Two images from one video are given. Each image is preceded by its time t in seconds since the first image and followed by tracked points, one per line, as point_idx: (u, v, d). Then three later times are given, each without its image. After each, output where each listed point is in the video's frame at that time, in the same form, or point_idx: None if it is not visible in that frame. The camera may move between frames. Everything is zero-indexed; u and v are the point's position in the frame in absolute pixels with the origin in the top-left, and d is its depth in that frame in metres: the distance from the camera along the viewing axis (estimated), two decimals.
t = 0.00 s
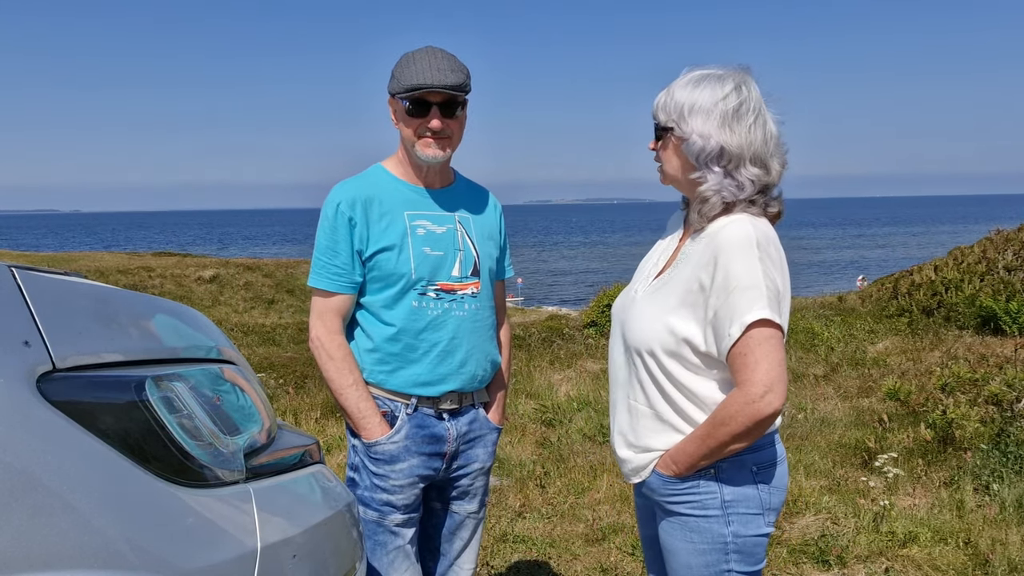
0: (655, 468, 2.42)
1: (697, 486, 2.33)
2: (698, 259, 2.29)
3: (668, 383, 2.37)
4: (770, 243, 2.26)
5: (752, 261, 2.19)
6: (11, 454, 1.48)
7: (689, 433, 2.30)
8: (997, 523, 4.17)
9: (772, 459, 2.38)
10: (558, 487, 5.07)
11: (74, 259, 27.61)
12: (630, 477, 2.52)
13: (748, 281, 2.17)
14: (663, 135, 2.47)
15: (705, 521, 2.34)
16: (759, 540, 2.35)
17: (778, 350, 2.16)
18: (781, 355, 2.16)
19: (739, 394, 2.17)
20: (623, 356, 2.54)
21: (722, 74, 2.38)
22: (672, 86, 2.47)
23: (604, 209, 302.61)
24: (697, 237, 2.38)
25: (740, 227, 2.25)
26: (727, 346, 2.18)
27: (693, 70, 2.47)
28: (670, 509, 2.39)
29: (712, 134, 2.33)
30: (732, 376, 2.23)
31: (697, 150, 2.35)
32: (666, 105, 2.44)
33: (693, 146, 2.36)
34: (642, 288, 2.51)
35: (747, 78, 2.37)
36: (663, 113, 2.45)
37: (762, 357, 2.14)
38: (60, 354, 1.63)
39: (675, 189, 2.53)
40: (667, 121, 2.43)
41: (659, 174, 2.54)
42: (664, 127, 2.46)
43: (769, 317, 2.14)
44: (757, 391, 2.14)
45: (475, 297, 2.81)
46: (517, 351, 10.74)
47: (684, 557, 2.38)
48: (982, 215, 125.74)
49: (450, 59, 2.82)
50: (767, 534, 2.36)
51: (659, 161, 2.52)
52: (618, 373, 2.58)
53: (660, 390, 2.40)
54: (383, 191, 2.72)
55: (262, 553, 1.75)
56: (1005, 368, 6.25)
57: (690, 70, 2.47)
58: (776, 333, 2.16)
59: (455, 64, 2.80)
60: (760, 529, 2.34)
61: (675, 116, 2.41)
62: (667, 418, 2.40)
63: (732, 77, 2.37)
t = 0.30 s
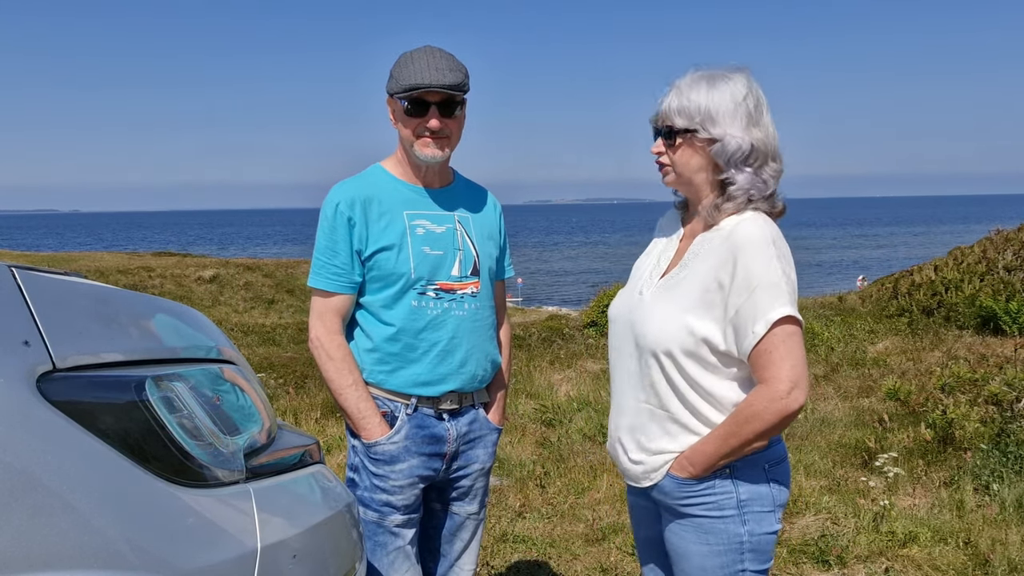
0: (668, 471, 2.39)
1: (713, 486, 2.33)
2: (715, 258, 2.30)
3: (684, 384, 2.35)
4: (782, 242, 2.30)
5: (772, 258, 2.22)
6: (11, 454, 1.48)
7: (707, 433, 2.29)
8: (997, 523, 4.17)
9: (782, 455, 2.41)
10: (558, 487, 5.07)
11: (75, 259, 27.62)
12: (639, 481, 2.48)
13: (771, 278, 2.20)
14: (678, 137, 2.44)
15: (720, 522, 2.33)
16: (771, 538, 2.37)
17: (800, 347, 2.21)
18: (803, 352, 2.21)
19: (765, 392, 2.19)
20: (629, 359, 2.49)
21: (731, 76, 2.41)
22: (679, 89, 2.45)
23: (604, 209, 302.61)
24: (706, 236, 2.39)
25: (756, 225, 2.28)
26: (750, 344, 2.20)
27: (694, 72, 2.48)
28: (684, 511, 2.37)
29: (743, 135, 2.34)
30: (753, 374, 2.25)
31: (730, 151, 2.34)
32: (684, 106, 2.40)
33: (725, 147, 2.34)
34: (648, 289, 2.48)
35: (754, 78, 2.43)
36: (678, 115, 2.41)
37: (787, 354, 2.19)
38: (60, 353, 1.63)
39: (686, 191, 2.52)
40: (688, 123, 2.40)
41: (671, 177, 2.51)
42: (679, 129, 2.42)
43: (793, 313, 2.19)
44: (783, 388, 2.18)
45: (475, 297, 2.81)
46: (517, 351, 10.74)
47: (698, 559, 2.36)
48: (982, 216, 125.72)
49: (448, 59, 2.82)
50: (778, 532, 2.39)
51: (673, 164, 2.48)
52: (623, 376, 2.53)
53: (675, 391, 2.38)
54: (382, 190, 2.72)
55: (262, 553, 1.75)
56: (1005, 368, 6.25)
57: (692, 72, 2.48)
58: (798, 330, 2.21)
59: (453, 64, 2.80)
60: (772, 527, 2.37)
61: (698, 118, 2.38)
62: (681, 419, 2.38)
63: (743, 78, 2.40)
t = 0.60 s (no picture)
0: (684, 471, 2.37)
1: (728, 485, 2.33)
2: (729, 256, 2.30)
3: (700, 384, 2.34)
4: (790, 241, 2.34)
5: (786, 254, 2.24)
6: (11, 454, 1.48)
7: (726, 431, 2.29)
8: (997, 523, 4.17)
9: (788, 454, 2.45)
10: (558, 487, 5.07)
11: (75, 259, 27.63)
12: (651, 485, 2.44)
13: (788, 274, 2.22)
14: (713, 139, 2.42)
15: (734, 521, 2.33)
16: (780, 536, 2.39)
17: (816, 340, 2.24)
18: (818, 346, 2.23)
19: (784, 385, 2.20)
20: (638, 361, 2.46)
21: (735, 78, 2.46)
22: (695, 90, 2.44)
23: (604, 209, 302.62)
24: (716, 235, 2.40)
25: (768, 223, 2.31)
26: (769, 340, 2.21)
27: (696, 75, 2.49)
28: (698, 511, 2.36)
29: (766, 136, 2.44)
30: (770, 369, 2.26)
31: (762, 152, 2.42)
32: (718, 107, 2.39)
33: (760, 148, 2.40)
34: (656, 290, 2.46)
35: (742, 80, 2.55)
36: (710, 117, 2.40)
37: (805, 348, 2.20)
38: (60, 353, 1.63)
39: (706, 193, 2.50)
40: (724, 124, 2.40)
41: (699, 179, 2.46)
42: (711, 131, 2.41)
43: (810, 308, 2.22)
44: (802, 381, 2.19)
45: (475, 298, 2.81)
46: (517, 351, 10.74)
47: (710, 560, 2.35)
48: (982, 216, 125.73)
49: (449, 59, 2.82)
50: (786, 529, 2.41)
51: (704, 166, 2.44)
52: (631, 378, 2.50)
53: (690, 391, 2.36)
54: (383, 190, 2.73)
55: (262, 553, 1.75)
56: (1005, 368, 6.25)
57: (693, 74, 2.50)
58: (813, 324, 2.24)
59: (455, 64, 2.80)
60: (781, 525, 2.39)
61: (734, 119, 2.39)
62: (697, 419, 2.37)
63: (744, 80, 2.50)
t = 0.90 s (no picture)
0: (692, 471, 2.36)
1: (734, 483, 2.34)
2: (737, 254, 2.33)
3: (710, 382, 2.33)
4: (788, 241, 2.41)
5: (791, 253, 2.30)
6: (11, 454, 1.49)
7: (735, 428, 2.30)
8: (997, 523, 4.17)
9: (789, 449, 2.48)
10: (558, 487, 5.07)
11: (75, 259, 27.63)
12: (658, 486, 2.42)
13: (794, 272, 2.28)
14: (721, 140, 2.44)
15: (740, 520, 2.34)
16: (782, 534, 2.41)
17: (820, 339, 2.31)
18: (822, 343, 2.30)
19: (795, 381, 2.25)
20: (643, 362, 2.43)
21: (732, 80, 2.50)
22: (705, 89, 2.45)
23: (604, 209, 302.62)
24: (717, 234, 2.42)
25: (770, 222, 2.36)
26: (779, 337, 2.26)
27: (695, 76, 2.52)
28: (704, 512, 2.35)
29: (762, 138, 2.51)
30: (776, 366, 2.30)
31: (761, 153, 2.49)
32: (727, 108, 2.42)
33: (761, 151, 2.46)
34: (660, 290, 2.44)
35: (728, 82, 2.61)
36: (721, 117, 2.42)
37: (813, 345, 2.27)
38: (60, 354, 1.64)
39: (711, 193, 2.51)
40: (733, 125, 2.43)
41: (707, 179, 2.47)
42: (721, 131, 2.43)
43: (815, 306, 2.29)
44: (811, 377, 2.25)
45: (475, 298, 2.81)
46: (517, 351, 10.74)
47: (715, 559, 2.35)
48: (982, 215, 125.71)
49: (450, 59, 2.82)
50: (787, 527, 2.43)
51: (713, 166, 2.46)
52: (635, 379, 2.46)
53: (699, 390, 2.35)
54: (383, 190, 2.73)
55: (262, 553, 1.75)
56: (1005, 368, 6.25)
57: (693, 75, 2.52)
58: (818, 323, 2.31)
59: (456, 64, 2.80)
60: (783, 523, 2.41)
61: (741, 121, 2.44)
62: (705, 418, 2.37)
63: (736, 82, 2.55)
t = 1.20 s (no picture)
0: (694, 471, 2.35)
1: (734, 482, 2.34)
2: (736, 253, 2.33)
3: (712, 381, 2.33)
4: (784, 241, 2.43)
5: (789, 252, 2.32)
6: (11, 454, 1.49)
7: (736, 427, 2.30)
8: (997, 523, 4.17)
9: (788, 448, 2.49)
10: (558, 487, 5.07)
11: (75, 259, 27.62)
12: (658, 487, 2.40)
13: (793, 271, 2.29)
14: (720, 140, 2.45)
15: (740, 519, 2.35)
16: (779, 534, 2.42)
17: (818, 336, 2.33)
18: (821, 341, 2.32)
19: (796, 378, 2.26)
20: (643, 362, 2.41)
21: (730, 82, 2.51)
22: (705, 89, 2.45)
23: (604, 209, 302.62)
24: (715, 234, 2.43)
25: (767, 222, 2.37)
26: (779, 335, 2.27)
27: (695, 76, 2.52)
28: (704, 512, 2.35)
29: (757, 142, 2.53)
30: (776, 364, 2.31)
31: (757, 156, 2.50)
32: (727, 108, 2.43)
33: (758, 152, 2.48)
34: (659, 290, 2.43)
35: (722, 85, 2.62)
36: (722, 117, 2.43)
37: (812, 343, 2.28)
38: (60, 353, 1.64)
39: (707, 193, 2.51)
40: (732, 126, 2.44)
41: (705, 178, 2.46)
42: (721, 131, 2.44)
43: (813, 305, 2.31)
44: (812, 374, 2.26)
45: (476, 297, 2.80)
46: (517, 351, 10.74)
47: (714, 559, 2.35)
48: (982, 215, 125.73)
49: (449, 58, 2.82)
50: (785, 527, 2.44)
51: (712, 166, 2.46)
52: (634, 380, 2.44)
53: (700, 389, 2.34)
54: (383, 190, 2.73)
55: (262, 552, 1.75)
56: (1004, 368, 6.25)
57: (696, 76, 2.51)
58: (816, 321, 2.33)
59: (454, 63, 2.80)
60: (781, 523, 2.42)
61: (739, 123, 2.45)
62: (706, 417, 2.36)
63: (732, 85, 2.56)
